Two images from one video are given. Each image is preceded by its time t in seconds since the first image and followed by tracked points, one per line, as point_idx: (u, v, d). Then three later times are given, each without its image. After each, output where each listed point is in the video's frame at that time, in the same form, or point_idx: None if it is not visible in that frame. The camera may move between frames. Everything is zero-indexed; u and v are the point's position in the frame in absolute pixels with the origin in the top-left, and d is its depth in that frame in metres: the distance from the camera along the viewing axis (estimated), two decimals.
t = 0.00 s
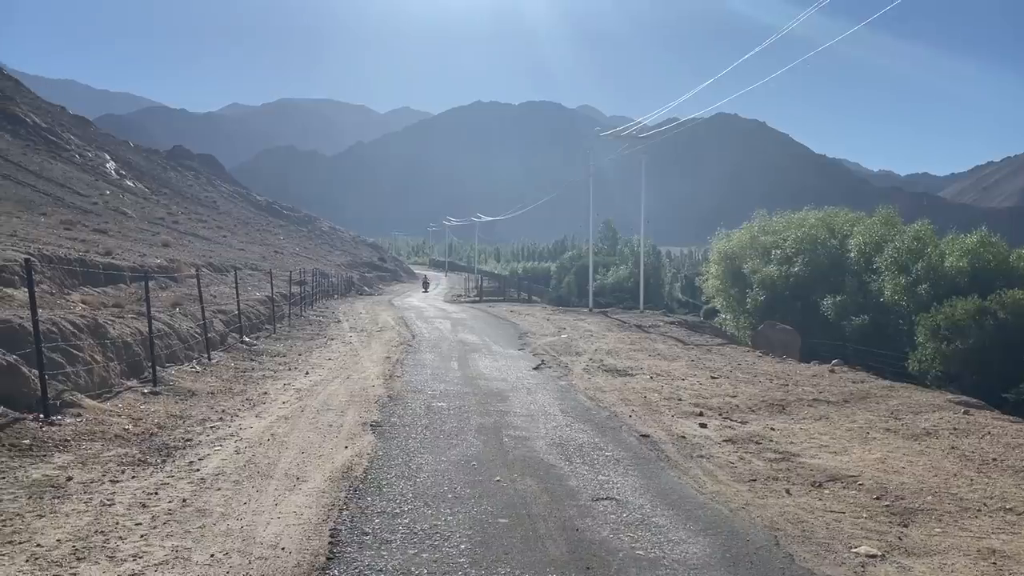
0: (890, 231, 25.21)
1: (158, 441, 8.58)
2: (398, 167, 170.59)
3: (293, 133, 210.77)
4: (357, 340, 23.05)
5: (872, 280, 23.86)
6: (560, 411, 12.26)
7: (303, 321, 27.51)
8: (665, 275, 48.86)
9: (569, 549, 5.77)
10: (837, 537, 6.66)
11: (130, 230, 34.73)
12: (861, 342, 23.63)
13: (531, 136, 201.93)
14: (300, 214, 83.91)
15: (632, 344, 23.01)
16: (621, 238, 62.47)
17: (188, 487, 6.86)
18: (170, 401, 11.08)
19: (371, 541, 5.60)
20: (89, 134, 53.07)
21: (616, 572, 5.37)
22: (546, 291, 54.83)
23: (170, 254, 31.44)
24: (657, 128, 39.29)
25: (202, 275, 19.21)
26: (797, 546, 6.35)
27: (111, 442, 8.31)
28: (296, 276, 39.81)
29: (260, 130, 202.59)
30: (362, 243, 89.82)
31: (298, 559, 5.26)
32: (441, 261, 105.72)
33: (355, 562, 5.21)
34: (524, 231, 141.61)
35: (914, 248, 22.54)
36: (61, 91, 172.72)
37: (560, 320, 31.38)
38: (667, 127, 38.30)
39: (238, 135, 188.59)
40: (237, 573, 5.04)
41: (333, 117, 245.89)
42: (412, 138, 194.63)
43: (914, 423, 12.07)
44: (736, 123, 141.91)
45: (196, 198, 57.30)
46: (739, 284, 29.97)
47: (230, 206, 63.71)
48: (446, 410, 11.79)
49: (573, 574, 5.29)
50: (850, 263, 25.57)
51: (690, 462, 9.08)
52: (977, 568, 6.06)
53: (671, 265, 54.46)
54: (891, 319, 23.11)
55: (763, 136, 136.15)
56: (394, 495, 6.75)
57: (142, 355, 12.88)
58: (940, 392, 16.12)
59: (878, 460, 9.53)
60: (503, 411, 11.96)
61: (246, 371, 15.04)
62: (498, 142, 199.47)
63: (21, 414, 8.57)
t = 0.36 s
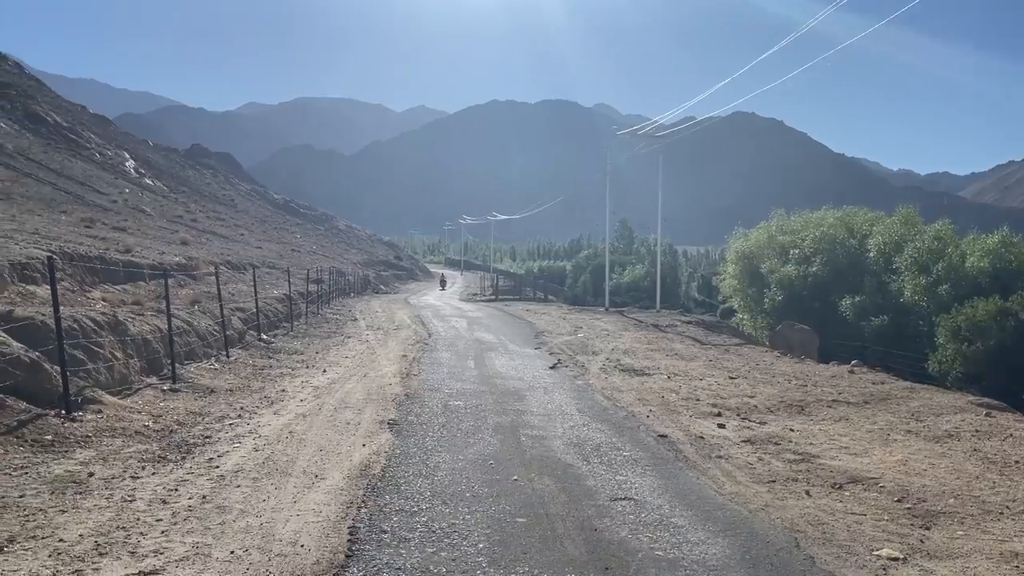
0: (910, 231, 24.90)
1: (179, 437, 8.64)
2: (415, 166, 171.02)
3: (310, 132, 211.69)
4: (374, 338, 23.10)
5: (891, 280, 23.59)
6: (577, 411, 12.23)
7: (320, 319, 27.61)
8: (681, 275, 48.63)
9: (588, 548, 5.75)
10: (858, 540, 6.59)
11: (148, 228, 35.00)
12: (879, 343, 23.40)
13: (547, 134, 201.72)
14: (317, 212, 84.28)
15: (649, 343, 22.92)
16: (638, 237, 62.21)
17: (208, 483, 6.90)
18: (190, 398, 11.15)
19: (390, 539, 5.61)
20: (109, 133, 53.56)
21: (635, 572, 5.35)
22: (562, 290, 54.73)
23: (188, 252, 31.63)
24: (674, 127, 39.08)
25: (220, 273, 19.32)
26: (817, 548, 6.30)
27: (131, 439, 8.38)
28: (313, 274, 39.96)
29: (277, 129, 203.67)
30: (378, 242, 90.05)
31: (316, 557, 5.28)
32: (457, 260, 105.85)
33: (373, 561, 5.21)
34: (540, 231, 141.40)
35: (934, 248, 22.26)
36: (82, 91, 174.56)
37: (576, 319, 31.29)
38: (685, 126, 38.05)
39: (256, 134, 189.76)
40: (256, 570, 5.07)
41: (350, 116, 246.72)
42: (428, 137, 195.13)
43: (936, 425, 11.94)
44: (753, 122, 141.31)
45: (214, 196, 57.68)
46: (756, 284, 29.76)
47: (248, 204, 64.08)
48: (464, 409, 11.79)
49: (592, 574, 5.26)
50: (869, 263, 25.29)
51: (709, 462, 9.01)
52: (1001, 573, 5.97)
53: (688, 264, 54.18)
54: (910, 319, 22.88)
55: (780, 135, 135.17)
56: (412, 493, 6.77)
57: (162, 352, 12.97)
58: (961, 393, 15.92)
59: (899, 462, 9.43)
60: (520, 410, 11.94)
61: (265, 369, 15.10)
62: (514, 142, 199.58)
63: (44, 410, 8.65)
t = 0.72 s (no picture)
0: (927, 231, 24.62)
1: (193, 432, 8.69)
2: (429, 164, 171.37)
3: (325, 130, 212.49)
4: (388, 336, 23.14)
5: (907, 281, 23.36)
6: (590, 410, 12.18)
7: (334, 316, 27.69)
8: (695, 274, 48.43)
9: (601, 547, 5.74)
10: (873, 542, 6.53)
11: (164, 224, 35.24)
12: (896, 344, 23.20)
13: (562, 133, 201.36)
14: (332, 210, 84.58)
15: (663, 343, 22.85)
16: (652, 237, 62.01)
17: (222, 479, 6.93)
18: (204, 393, 11.21)
19: (403, 536, 5.60)
20: (127, 129, 53.93)
21: (649, 572, 5.32)
22: (576, 289, 54.66)
23: (203, 248, 31.82)
24: (689, 125, 38.91)
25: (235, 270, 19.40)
26: (832, 549, 6.24)
27: (146, 434, 8.43)
28: (327, 272, 40.13)
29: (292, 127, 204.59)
30: (392, 240, 90.25)
31: (330, 553, 5.29)
32: (471, 258, 105.95)
33: (387, 557, 5.22)
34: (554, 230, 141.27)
35: (951, 249, 21.99)
36: (101, 88, 175.99)
37: (590, 318, 31.23)
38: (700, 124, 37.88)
39: (273, 131, 190.69)
40: (270, 566, 5.08)
41: (365, 114, 247.36)
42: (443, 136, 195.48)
43: (952, 427, 11.80)
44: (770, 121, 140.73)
45: (230, 193, 58.02)
46: (771, 284, 29.58)
47: (263, 201, 64.41)
48: (477, 407, 11.77)
49: (605, 574, 5.24)
50: (885, 264, 25.03)
51: (723, 463, 8.95)
52: None
53: (702, 264, 53.95)
54: (926, 321, 22.67)
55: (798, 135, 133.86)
56: (425, 490, 6.77)
57: (177, 348, 13.05)
58: (978, 396, 15.77)
59: (916, 464, 9.33)
60: (534, 409, 11.91)
61: (278, 365, 15.16)
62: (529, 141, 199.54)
63: (60, 404, 8.73)
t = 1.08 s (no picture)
0: (939, 233, 24.42)
1: (204, 429, 8.73)
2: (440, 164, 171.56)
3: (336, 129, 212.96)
4: (397, 335, 23.18)
5: (919, 284, 23.18)
6: (600, 410, 12.16)
7: (344, 315, 27.75)
8: (706, 276, 48.28)
9: (610, 547, 5.73)
10: (885, 545, 6.49)
11: (176, 222, 35.40)
12: (906, 347, 23.08)
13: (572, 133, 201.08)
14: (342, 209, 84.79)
15: (673, 344, 22.79)
16: (662, 238, 61.85)
17: (233, 476, 6.95)
18: (215, 390, 11.25)
19: (413, 534, 5.61)
20: (139, 127, 54.18)
21: (659, 572, 5.32)
22: (585, 289, 54.58)
23: (215, 246, 31.93)
24: (700, 126, 38.79)
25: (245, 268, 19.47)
26: (843, 552, 6.21)
27: (158, 430, 8.49)
28: (338, 270, 40.22)
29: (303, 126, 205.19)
30: (402, 239, 90.40)
31: (340, 550, 5.30)
32: (480, 257, 105.99)
33: (397, 555, 5.22)
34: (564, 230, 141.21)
35: (963, 251, 21.81)
36: (113, 86, 177.05)
37: (599, 318, 31.19)
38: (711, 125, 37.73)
39: (284, 130, 191.36)
40: (281, 562, 5.09)
41: (376, 113, 247.99)
42: (454, 136, 195.74)
43: (964, 430, 11.72)
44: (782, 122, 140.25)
45: (241, 191, 58.24)
46: (782, 286, 29.47)
47: (273, 200, 64.65)
48: (486, 406, 11.77)
49: (615, 574, 5.23)
50: (896, 266, 24.84)
51: (733, 464, 8.93)
52: None
53: (712, 265, 53.76)
54: (937, 324, 22.53)
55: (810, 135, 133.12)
56: (435, 489, 6.77)
57: (188, 344, 13.12)
58: (990, 399, 15.66)
59: (927, 467, 9.27)
60: (543, 409, 11.88)
61: (289, 363, 15.20)
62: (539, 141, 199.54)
63: (72, 400, 8.77)
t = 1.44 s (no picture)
0: (946, 236, 24.34)
1: (210, 428, 8.75)
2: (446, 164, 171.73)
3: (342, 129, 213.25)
4: (403, 335, 23.18)
5: (925, 287, 23.08)
6: (605, 412, 12.14)
7: (349, 315, 27.79)
8: (711, 278, 48.15)
9: (615, 548, 5.72)
10: (892, 549, 6.46)
11: (182, 221, 35.49)
12: (912, 351, 23.00)
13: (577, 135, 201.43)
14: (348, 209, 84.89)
15: (678, 346, 22.75)
16: (668, 241, 61.74)
17: (238, 475, 6.96)
18: (220, 390, 11.27)
19: (418, 535, 5.60)
20: (146, 127, 54.36)
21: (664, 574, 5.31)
22: (590, 291, 54.52)
23: (221, 245, 31.98)
24: (707, 129, 38.73)
25: (251, 268, 19.50)
26: (849, 556, 6.19)
27: (164, 429, 8.50)
28: (344, 271, 40.26)
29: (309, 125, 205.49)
30: (408, 240, 90.46)
31: (345, 550, 5.30)
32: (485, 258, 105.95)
33: (403, 555, 5.22)
34: (569, 231, 141.20)
35: (970, 255, 21.72)
36: (121, 86, 177.71)
37: (605, 320, 31.17)
38: (718, 128, 37.68)
39: (291, 130, 191.88)
40: (286, 561, 5.09)
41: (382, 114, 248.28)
42: (460, 137, 196.01)
43: (970, 435, 11.67)
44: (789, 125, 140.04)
45: (247, 191, 58.37)
46: (787, 289, 29.40)
47: (280, 200, 64.76)
48: (492, 407, 11.77)
49: None
50: (903, 269, 24.75)
51: (738, 467, 8.90)
52: None
53: (718, 268, 53.67)
54: (943, 328, 22.45)
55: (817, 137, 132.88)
56: (440, 490, 6.77)
57: (194, 344, 13.15)
58: (996, 403, 15.63)
59: (933, 471, 9.23)
60: (548, 410, 11.86)
61: (294, 363, 15.22)
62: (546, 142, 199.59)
63: (79, 398, 8.79)
